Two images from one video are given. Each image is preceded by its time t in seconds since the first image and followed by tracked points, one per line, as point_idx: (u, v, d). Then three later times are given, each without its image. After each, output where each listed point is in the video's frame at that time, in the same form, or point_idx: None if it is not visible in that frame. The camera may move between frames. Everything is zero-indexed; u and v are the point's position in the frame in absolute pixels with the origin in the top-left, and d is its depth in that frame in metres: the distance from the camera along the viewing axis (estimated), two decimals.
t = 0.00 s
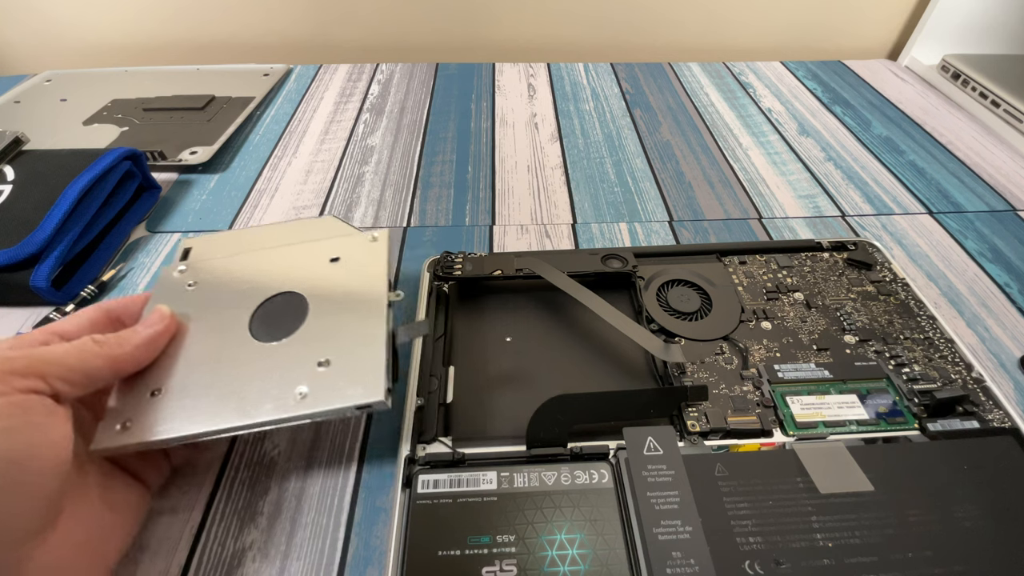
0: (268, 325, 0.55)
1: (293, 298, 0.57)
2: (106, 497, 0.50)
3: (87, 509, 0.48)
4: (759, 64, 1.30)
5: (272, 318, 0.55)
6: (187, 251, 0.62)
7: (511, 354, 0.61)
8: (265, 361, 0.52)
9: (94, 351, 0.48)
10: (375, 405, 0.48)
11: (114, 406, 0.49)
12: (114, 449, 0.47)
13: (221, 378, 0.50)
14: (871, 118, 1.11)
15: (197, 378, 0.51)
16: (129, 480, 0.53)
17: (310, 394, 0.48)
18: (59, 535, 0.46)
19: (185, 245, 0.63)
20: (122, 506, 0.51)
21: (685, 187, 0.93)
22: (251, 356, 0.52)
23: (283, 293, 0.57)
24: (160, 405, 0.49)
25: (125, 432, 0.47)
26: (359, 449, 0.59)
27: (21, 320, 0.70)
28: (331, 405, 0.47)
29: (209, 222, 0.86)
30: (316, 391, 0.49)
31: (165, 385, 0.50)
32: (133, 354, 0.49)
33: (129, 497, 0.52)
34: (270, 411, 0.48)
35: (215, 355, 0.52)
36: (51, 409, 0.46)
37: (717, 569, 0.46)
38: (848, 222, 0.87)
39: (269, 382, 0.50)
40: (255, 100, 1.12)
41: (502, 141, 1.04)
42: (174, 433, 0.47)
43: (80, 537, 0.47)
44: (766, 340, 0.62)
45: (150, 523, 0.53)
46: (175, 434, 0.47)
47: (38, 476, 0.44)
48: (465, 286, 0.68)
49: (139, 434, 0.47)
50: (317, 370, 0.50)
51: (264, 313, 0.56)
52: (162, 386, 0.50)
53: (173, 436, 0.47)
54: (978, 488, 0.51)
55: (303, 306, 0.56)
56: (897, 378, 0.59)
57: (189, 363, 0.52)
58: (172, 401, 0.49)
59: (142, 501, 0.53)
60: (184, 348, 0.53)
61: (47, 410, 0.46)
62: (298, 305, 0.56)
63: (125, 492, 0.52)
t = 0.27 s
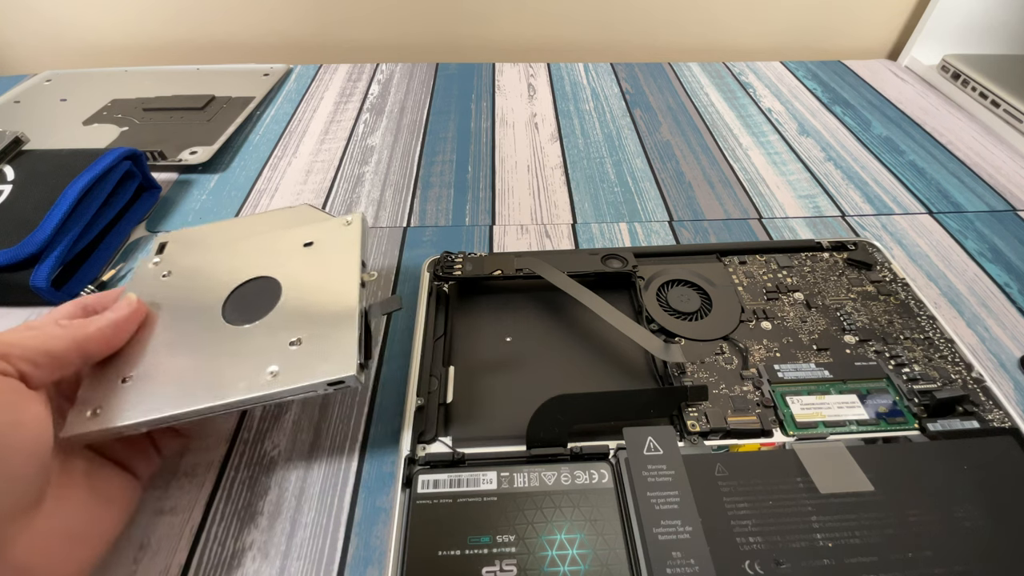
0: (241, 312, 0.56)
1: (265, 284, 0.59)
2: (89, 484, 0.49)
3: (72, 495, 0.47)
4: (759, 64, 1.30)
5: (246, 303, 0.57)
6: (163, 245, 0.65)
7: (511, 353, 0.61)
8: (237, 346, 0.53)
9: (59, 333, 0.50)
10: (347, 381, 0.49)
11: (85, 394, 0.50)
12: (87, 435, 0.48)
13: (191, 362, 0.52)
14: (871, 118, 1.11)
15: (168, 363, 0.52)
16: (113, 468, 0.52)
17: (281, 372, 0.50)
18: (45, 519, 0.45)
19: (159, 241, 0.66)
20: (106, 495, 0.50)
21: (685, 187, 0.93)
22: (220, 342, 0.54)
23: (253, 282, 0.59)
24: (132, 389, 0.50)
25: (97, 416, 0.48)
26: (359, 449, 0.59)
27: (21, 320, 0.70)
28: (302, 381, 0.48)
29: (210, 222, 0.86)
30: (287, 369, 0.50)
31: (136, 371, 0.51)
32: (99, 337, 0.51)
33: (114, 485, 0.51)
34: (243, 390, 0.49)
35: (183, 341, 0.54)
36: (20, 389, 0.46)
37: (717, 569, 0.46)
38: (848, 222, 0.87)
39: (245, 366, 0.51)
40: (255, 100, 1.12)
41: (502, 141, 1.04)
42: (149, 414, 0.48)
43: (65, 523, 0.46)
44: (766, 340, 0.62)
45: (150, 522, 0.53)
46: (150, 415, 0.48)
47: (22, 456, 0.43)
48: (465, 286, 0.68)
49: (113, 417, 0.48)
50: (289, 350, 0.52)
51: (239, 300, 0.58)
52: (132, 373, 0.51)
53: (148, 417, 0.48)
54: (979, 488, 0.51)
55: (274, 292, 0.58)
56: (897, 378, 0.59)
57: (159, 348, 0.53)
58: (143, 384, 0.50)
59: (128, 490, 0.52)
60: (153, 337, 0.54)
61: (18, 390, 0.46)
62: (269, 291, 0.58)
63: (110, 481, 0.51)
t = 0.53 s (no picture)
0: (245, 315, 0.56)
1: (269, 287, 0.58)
2: (92, 484, 0.50)
3: (76, 494, 0.48)
4: (759, 64, 1.30)
5: (251, 306, 0.57)
6: (162, 248, 0.64)
7: (513, 354, 0.61)
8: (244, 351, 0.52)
9: (55, 330, 0.51)
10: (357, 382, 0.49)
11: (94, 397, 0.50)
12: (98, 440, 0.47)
13: (199, 367, 0.52)
14: (871, 118, 1.11)
15: (177, 368, 0.52)
16: (118, 469, 0.53)
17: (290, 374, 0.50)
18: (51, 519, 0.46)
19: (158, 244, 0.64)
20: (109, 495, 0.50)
21: (685, 187, 0.93)
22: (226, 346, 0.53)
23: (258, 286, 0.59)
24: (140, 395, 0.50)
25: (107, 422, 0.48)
26: (359, 448, 0.59)
27: (21, 320, 0.70)
28: (312, 384, 0.49)
29: (209, 222, 0.86)
30: (296, 372, 0.50)
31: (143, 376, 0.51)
32: (95, 336, 0.51)
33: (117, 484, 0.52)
34: (253, 393, 0.49)
35: (190, 345, 0.54)
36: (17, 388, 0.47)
37: (716, 569, 0.46)
38: (848, 222, 0.87)
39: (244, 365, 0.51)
40: (255, 100, 1.12)
41: (502, 141, 1.04)
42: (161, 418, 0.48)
43: (71, 521, 0.47)
44: (766, 340, 0.62)
45: (151, 522, 0.53)
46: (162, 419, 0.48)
47: (25, 455, 0.44)
48: (465, 286, 0.68)
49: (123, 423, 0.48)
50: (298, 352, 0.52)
51: (242, 304, 0.57)
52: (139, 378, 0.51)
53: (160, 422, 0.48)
54: (979, 488, 0.51)
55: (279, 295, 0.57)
56: (897, 378, 0.59)
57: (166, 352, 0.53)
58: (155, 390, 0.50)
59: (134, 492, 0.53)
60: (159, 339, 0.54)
61: (17, 389, 0.47)
62: (275, 295, 0.58)
63: (114, 482, 0.51)
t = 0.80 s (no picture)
0: (253, 321, 0.55)
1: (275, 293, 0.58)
2: (97, 484, 0.50)
3: (82, 494, 0.48)
4: (759, 64, 1.30)
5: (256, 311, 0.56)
6: (164, 251, 0.63)
7: (512, 354, 0.61)
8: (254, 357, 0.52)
9: (57, 330, 0.51)
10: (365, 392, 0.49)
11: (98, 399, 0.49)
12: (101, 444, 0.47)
13: (208, 372, 0.51)
14: (871, 118, 1.11)
15: (183, 372, 0.51)
16: (121, 470, 0.53)
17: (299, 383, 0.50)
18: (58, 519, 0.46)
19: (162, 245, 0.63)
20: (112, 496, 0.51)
21: (685, 187, 0.93)
22: (232, 348, 0.53)
23: (265, 290, 0.58)
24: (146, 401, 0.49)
25: (111, 426, 0.47)
26: (359, 448, 0.59)
27: (21, 320, 0.70)
28: (319, 393, 0.48)
29: (209, 222, 0.86)
30: (305, 380, 0.50)
31: (147, 380, 0.51)
32: (97, 336, 0.51)
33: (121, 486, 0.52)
34: (262, 400, 0.49)
35: (197, 349, 0.53)
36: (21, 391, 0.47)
37: (716, 569, 0.46)
38: (848, 222, 0.87)
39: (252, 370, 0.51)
40: (255, 100, 1.12)
41: (502, 141, 1.04)
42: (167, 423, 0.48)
43: (78, 523, 0.47)
44: (766, 340, 0.62)
45: (151, 522, 0.53)
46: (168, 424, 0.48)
47: (30, 457, 0.44)
48: (465, 286, 0.68)
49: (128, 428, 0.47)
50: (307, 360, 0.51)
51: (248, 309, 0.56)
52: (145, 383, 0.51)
53: (166, 427, 0.47)
54: (979, 488, 0.51)
55: (287, 303, 0.57)
56: (897, 378, 0.59)
57: (171, 356, 0.53)
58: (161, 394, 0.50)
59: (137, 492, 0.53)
60: (161, 345, 0.53)
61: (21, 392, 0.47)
62: (282, 300, 0.57)
63: (118, 483, 0.52)
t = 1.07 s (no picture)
0: (268, 325, 0.56)
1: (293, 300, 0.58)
2: (106, 490, 0.50)
3: (92, 501, 0.49)
4: (759, 64, 1.30)
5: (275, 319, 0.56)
6: (177, 251, 0.64)
7: (513, 354, 0.61)
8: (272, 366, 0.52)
9: (76, 335, 0.50)
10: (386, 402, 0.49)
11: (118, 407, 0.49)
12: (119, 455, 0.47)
13: (228, 380, 0.51)
14: (871, 118, 1.11)
15: (206, 381, 0.51)
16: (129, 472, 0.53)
17: (320, 393, 0.49)
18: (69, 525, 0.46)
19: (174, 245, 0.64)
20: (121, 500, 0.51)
21: (685, 187, 0.93)
22: (250, 356, 0.53)
23: (279, 295, 0.58)
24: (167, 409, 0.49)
25: (133, 436, 0.47)
26: (359, 449, 0.59)
27: (21, 320, 0.70)
28: (343, 402, 0.48)
29: (209, 222, 0.86)
30: (326, 389, 0.50)
31: (170, 390, 0.51)
32: (114, 344, 0.51)
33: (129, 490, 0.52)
34: (282, 409, 0.49)
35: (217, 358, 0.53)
36: (36, 397, 0.47)
37: (717, 569, 0.46)
38: (848, 222, 0.87)
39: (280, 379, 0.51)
40: (255, 100, 1.12)
41: (502, 141, 1.04)
42: (190, 432, 0.47)
43: (88, 528, 0.47)
44: (766, 340, 0.62)
45: (151, 522, 0.53)
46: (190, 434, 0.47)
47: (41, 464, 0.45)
48: (465, 286, 0.68)
49: (151, 439, 0.47)
50: (326, 370, 0.51)
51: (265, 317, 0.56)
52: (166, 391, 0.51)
53: (190, 435, 0.47)
54: (979, 488, 0.51)
55: (302, 310, 0.57)
56: (897, 378, 0.59)
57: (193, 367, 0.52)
58: (184, 403, 0.50)
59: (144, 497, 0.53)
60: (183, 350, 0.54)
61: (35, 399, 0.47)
62: (300, 308, 0.57)
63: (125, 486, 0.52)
